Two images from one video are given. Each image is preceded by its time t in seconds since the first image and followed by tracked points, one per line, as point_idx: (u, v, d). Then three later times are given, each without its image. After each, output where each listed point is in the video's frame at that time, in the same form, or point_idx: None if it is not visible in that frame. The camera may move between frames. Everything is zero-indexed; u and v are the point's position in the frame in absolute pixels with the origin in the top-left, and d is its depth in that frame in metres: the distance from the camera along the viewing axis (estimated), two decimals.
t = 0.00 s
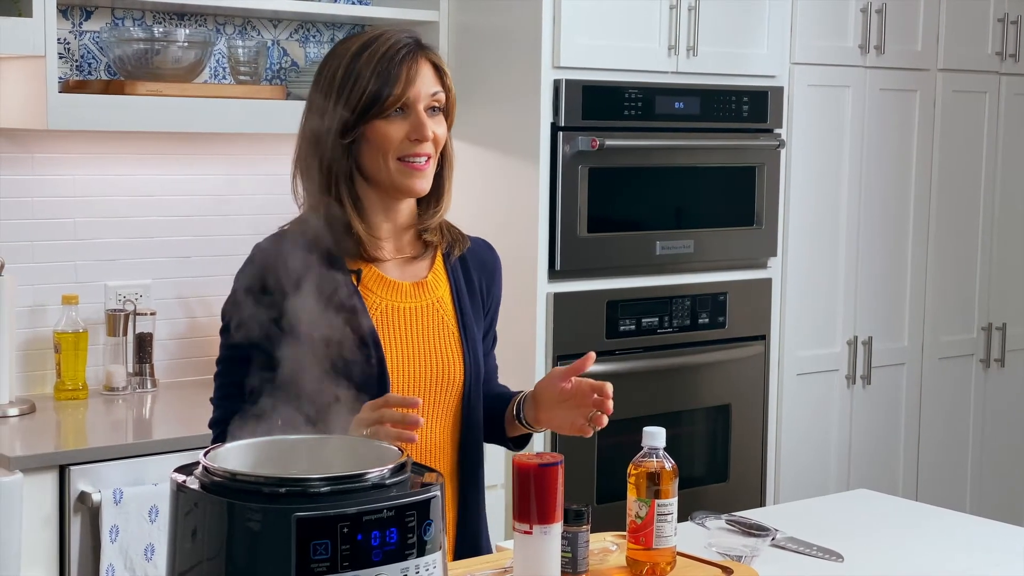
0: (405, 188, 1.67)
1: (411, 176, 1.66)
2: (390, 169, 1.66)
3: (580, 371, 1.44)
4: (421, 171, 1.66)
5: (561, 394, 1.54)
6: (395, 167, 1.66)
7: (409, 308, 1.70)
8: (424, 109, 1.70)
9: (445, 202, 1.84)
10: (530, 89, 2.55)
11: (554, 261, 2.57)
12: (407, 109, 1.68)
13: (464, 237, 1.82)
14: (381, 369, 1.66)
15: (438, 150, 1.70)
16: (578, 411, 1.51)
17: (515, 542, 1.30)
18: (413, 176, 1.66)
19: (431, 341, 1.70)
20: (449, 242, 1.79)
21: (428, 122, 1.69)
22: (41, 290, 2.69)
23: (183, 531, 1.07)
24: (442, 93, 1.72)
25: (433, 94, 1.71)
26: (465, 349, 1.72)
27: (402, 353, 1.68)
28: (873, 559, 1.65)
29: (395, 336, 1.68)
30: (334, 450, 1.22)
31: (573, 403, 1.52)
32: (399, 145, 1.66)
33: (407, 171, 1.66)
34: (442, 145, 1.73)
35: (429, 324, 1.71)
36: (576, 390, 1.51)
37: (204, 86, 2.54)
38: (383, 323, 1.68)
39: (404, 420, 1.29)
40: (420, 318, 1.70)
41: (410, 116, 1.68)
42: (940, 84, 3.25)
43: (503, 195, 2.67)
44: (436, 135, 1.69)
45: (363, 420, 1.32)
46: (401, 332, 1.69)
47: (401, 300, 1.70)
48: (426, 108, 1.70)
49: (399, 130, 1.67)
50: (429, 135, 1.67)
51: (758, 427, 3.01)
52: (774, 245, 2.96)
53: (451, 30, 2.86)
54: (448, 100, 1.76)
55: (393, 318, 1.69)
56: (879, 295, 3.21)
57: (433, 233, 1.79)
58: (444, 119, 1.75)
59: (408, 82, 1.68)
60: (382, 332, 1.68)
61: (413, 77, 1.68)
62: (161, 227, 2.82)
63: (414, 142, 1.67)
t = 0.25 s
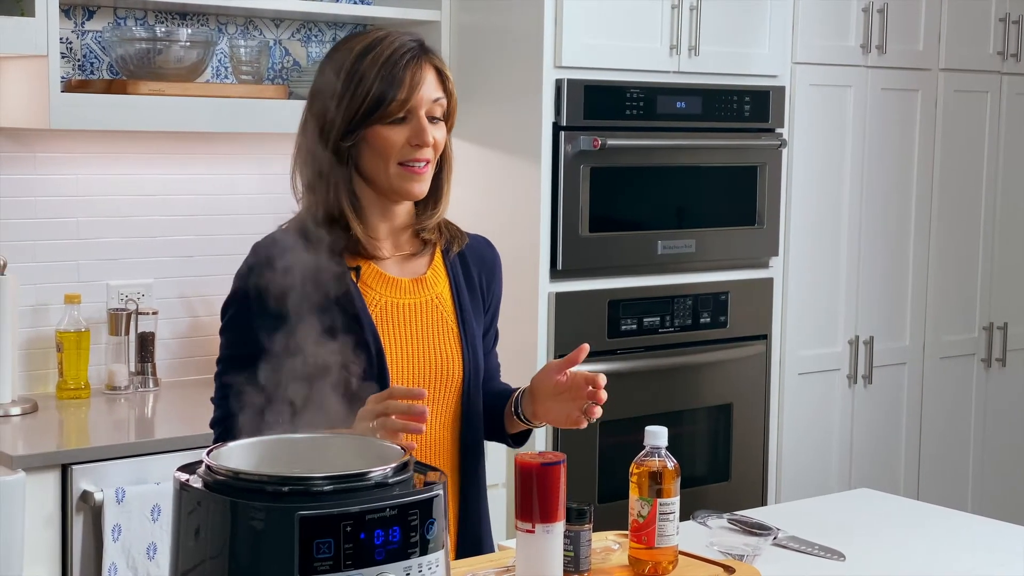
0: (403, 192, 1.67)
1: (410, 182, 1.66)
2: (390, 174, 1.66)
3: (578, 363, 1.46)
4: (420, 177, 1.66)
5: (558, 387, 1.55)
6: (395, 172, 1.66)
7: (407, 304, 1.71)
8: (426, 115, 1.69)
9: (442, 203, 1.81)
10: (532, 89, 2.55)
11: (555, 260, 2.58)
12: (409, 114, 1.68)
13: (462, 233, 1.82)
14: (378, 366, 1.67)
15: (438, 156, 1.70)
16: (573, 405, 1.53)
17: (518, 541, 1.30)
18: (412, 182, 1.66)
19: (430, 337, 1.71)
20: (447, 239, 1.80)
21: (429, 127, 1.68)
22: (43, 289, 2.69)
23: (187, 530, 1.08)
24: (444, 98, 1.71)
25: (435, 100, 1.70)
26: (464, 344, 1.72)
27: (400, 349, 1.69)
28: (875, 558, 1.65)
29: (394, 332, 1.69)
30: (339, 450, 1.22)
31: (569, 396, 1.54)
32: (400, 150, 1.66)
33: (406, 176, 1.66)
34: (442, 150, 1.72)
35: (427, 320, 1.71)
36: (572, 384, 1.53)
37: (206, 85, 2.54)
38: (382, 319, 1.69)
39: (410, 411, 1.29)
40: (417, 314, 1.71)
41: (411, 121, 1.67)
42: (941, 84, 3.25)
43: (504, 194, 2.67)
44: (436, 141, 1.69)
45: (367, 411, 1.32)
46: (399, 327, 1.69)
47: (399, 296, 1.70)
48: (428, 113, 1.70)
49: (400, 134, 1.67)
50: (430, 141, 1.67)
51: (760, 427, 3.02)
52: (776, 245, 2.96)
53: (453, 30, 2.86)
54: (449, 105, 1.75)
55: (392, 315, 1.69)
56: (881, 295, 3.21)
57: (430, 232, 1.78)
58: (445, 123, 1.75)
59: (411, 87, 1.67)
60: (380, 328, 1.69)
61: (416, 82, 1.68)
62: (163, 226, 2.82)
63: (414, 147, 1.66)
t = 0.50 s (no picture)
0: (404, 193, 1.67)
1: (410, 183, 1.66)
2: (391, 175, 1.67)
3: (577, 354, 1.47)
4: (422, 179, 1.67)
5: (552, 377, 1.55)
6: (397, 173, 1.66)
7: (405, 301, 1.71)
8: (428, 115, 1.70)
9: (441, 203, 1.80)
10: (532, 88, 2.55)
11: (556, 260, 2.58)
12: (411, 114, 1.68)
13: (460, 231, 1.83)
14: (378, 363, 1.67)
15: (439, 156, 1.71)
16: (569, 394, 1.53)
17: (518, 540, 1.30)
18: (414, 182, 1.66)
19: (428, 335, 1.71)
20: (447, 238, 1.80)
21: (431, 128, 1.69)
22: (43, 289, 2.69)
23: (187, 529, 1.08)
24: (446, 100, 1.72)
25: (437, 101, 1.71)
26: (462, 341, 1.73)
27: (398, 347, 1.69)
28: (875, 557, 1.65)
29: (392, 330, 1.69)
30: (339, 450, 1.22)
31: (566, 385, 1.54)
32: (402, 151, 1.66)
33: (407, 176, 1.66)
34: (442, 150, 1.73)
35: (426, 317, 1.71)
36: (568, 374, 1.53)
37: (207, 85, 2.54)
38: (381, 317, 1.69)
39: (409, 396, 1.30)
40: (416, 311, 1.71)
41: (414, 122, 1.68)
42: (941, 84, 3.25)
43: (505, 194, 2.67)
44: (438, 141, 1.69)
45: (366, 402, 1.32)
46: (398, 325, 1.70)
47: (398, 293, 1.71)
48: (430, 114, 1.70)
49: (402, 135, 1.67)
50: (432, 142, 1.67)
51: (760, 426, 3.02)
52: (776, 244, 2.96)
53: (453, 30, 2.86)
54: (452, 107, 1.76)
55: (390, 312, 1.70)
56: (881, 294, 3.21)
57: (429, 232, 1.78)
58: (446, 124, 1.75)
59: (415, 88, 1.67)
60: (379, 325, 1.69)
61: (419, 83, 1.68)
62: (163, 225, 2.82)
63: (417, 148, 1.67)
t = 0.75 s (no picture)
0: (407, 193, 1.67)
1: (413, 182, 1.66)
2: (394, 174, 1.67)
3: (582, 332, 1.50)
4: (425, 177, 1.66)
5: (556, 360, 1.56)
6: (400, 171, 1.66)
7: (405, 301, 1.71)
8: (432, 113, 1.69)
9: (446, 202, 1.80)
10: (536, 88, 2.55)
11: (559, 260, 2.58)
12: (415, 112, 1.68)
13: (462, 232, 1.82)
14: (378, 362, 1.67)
15: (443, 155, 1.70)
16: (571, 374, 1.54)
17: (523, 539, 1.30)
18: (417, 181, 1.66)
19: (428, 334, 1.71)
20: (449, 241, 1.80)
21: (435, 127, 1.68)
22: (46, 288, 2.69)
23: (191, 528, 1.08)
24: (450, 99, 1.71)
25: (441, 99, 1.70)
26: (462, 342, 1.73)
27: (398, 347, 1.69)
28: (879, 557, 1.65)
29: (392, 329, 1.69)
30: (342, 447, 1.22)
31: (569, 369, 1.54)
32: (405, 149, 1.66)
33: (410, 176, 1.66)
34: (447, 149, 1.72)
35: (425, 317, 1.71)
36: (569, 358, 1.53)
37: (210, 85, 2.55)
38: (380, 317, 1.69)
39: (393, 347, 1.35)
40: (416, 311, 1.71)
41: (417, 120, 1.67)
42: (944, 83, 3.25)
43: (508, 194, 2.67)
44: (442, 140, 1.69)
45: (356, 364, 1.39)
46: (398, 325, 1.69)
47: (397, 293, 1.71)
48: (434, 112, 1.70)
49: (405, 133, 1.67)
50: (435, 140, 1.67)
51: (763, 425, 3.02)
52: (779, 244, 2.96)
53: (456, 29, 2.86)
54: (457, 106, 1.75)
55: (390, 312, 1.70)
56: (884, 294, 3.21)
57: (432, 237, 1.78)
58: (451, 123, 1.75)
59: (419, 85, 1.67)
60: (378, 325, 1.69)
61: (423, 81, 1.67)
62: (166, 225, 2.82)
63: (420, 146, 1.66)
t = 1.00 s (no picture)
0: (409, 194, 1.64)
1: (416, 182, 1.64)
2: (396, 175, 1.66)
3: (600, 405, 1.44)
4: (427, 177, 1.64)
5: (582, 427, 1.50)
6: (401, 173, 1.65)
7: (404, 302, 1.71)
8: (433, 116, 1.70)
9: (448, 205, 1.79)
10: (538, 88, 2.55)
11: (561, 260, 2.58)
12: (415, 114, 1.68)
13: (461, 235, 1.82)
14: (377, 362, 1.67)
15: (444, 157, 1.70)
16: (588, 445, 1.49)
17: (524, 540, 1.30)
18: (420, 181, 1.63)
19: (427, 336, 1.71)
20: (449, 245, 1.80)
21: (435, 128, 1.68)
22: (49, 288, 2.70)
23: (194, 529, 1.08)
24: (450, 102, 1.72)
25: (441, 102, 1.71)
26: (461, 342, 1.73)
27: (398, 347, 1.69)
28: (881, 558, 1.65)
29: (391, 330, 1.69)
30: (346, 449, 1.22)
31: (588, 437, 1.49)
32: (405, 151, 1.66)
33: (413, 176, 1.64)
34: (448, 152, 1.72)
35: (424, 318, 1.71)
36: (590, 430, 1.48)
37: (212, 85, 2.55)
38: (379, 318, 1.69)
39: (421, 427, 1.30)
40: (415, 312, 1.71)
41: (418, 122, 1.68)
42: (946, 84, 3.25)
43: (510, 194, 2.67)
44: (443, 142, 1.69)
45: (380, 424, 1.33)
46: (397, 326, 1.69)
47: (396, 295, 1.71)
48: (435, 115, 1.70)
49: (406, 135, 1.67)
50: (435, 142, 1.66)
51: (765, 426, 3.01)
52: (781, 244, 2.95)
53: (458, 30, 2.86)
54: (458, 109, 1.76)
55: (389, 313, 1.70)
56: (886, 295, 3.21)
57: (432, 243, 1.77)
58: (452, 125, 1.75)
59: (418, 87, 1.68)
60: (377, 327, 1.69)
61: (422, 83, 1.68)
62: (169, 225, 2.82)
63: (420, 148, 1.66)
